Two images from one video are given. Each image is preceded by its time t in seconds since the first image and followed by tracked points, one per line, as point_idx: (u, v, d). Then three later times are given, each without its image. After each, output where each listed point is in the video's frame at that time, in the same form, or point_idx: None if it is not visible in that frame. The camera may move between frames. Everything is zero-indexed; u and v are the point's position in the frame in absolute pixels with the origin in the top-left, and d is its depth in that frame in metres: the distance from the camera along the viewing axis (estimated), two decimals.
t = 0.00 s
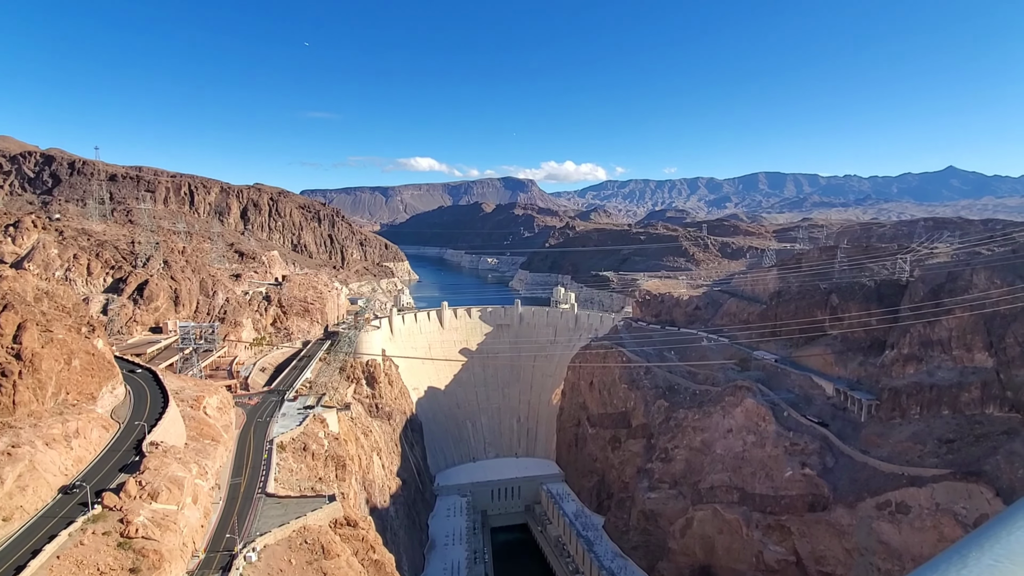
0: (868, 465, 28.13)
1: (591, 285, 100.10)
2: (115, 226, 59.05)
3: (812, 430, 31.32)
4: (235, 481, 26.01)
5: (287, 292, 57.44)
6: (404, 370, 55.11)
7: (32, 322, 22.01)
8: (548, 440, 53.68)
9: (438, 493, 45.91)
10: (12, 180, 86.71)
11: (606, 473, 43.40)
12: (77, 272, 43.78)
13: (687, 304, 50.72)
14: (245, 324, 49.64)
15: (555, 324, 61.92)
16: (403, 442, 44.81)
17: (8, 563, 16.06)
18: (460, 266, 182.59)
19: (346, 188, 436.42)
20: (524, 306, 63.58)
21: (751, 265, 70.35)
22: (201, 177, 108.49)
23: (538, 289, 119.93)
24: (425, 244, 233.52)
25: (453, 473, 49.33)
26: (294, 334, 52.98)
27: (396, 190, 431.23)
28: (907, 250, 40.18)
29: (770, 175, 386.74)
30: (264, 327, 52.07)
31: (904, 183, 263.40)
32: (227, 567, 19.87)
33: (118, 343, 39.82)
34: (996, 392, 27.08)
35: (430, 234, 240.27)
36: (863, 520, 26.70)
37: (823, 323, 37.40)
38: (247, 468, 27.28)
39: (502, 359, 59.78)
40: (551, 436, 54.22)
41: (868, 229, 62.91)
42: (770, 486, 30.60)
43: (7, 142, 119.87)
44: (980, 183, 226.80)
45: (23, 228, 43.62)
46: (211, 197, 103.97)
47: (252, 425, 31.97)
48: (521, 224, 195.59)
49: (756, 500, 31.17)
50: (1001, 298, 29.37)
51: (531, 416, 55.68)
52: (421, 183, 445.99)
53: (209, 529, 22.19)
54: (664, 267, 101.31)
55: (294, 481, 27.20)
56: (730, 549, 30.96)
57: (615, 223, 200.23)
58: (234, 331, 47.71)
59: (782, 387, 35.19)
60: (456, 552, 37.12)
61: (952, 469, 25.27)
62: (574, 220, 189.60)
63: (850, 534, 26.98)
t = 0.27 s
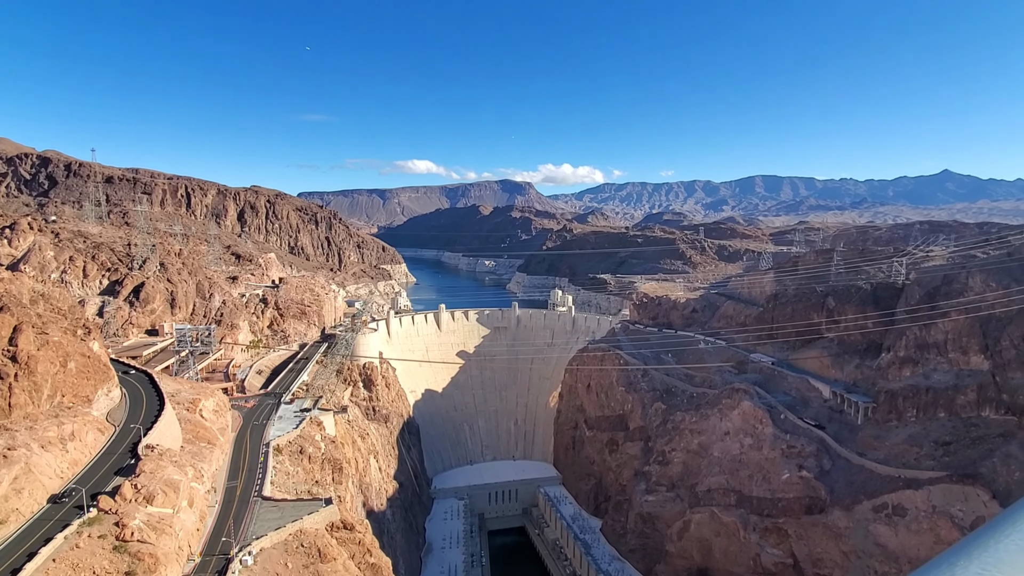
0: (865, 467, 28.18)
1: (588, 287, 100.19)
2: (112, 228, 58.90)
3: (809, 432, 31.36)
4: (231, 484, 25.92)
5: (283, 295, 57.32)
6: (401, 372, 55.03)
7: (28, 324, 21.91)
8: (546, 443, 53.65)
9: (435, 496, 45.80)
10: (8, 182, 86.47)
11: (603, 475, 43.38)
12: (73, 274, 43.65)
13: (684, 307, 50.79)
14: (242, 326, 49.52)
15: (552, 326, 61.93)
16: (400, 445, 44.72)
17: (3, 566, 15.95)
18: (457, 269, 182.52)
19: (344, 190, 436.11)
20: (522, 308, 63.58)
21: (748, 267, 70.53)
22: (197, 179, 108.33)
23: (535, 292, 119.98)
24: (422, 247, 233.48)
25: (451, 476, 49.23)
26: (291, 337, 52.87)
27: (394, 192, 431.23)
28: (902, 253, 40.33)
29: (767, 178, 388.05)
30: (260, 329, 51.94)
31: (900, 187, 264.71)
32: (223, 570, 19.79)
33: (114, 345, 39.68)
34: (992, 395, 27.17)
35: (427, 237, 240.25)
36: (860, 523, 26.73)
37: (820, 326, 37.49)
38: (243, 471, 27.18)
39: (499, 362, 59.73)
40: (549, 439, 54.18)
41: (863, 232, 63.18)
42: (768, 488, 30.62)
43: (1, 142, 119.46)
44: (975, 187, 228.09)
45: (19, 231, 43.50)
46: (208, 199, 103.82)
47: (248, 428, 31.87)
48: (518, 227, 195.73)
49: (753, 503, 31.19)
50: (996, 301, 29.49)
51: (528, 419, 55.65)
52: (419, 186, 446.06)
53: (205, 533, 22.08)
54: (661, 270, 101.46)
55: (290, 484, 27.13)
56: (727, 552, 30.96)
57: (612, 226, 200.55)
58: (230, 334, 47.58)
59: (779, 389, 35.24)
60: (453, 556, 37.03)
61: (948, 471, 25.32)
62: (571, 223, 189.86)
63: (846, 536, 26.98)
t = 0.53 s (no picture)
0: (857, 471, 28.30)
1: (582, 292, 100.31)
2: (103, 232, 58.55)
3: (802, 436, 31.48)
4: (222, 490, 25.72)
5: (276, 299, 57.05)
6: (394, 377, 54.84)
7: (18, 329, 21.72)
8: (540, 447, 53.57)
9: (429, 501, 45.61)
10: None
11: (597, 480, 43.36)
12: (63, 279, 43.34)
13: (678, 311, 50.91)
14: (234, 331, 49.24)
15: (546, 331, 61.90)
16: (394, 450, 44.54)
17: None
18: (451, 273, 182.27)
19: (337, 194, 435.37)
20: (516, 312, 63.58)
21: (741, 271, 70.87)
22: (190, 183, 107.89)
23: (529, 296, 120.03)
24: (416, 251, 233.20)
25: (444, 481, 49.04)
26: (283, 342, 52.63)
27: (387, 196, 430.97)
28: (893, 257, 40.62)
29: (759, 183, 390.61)
30: (252, 334, 51.67)
31: (890, 191, 267.19)
32: None
33: (103, 350, 39.36)
34: (982, 398, 27.34)
35: (421, 241, 240.06)
36: (853, 526, 26.81)
37: (812, 330, 37.68)
38: (235, 476, 26.97)
39: (493, 366, 59.64)
40: (543, 443, 54.10)
41: (855, 236, 63.62)
42: (761, 492, 30.68)
43: None
44: (964, 192, 230.52)
45: (8, 235, 43.16)
46: (200, 203, 103.39)
47: (240, 434, 31.64)
48: (512, 231, 195.96)
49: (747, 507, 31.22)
50: (985, 305, 29.73)
51: (522, 423, 55.56)
52: (413, 190, 445.94)
53: (196, 540, 21.87)
54: (655, 274, 101.77)
55: (282, 490, 26.95)
56: (721, 556, 30.96)
57: (606, 230, 201.06)
58: (222, 338, 47.30)
59: (772, 393, 35.36)
60: (447, 562, 36.88)
61: (940, 473, 25.47)
62: (565, 227, 190.23)
63: (840, 540, 27.03)
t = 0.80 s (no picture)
0: (840, 473, 28.70)
1: (568, 297, 100.70)
2: (82, 238, 57.70)
3: (785, 439, 31.85)
4: (204, 501, 25.38)
5: (259, 306, 56.56)
6: (380, 384, 54.51)
7: None
8: (527, 453, 53.58)
9: (415, 509, 45.35)
10: None
11: (585, 485, 43.47)
12: (39, 286, 42.62)
13: (663, 316, 51.33)
14: (216, 338, 48.73)
15: (533, 336, 62.02)
16: (380, 458, 44.28)
17: None
18: (438, 279, 181.93)
19: (322, 200, 432.93)
20: (502, 318, 63.62)
21: (724, 277, 71.62)
22: (171, 189, 106.70)
23: (516, 302, 120.16)
24: (402, 257, 232.52)
25: (431, 488, 48.81)
26: (267, 349, 52.16)
27: (373, 202, 429.53)
28: (872, 262, 41.37)
29: (742, 190, 395.74)
30: (235, 342, 51.14)
31: (869, 198, 272.32)
32: None
33: (81, 359, 38.73)
34: (960, 400, 27.91)
35: (407, 247, 239.44)
36: (836, 528, 27.16)
37: (794, 334, 38.20)
38: (217, 487, 26.63)
39: (480, 373, 59.56)
40: (530, 449, 54.11)
41: (835, 242, 64.70)
42: (746, 495, 30.98)
43: None
44: (940, 199, 235.63)
45: None
46: (181, 209, 102.30)
47: (222, 443, 31.27)
48: (498, 237, 196.28)
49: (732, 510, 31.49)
50: (961, 309, 30.40)
51: (509, 430, 55.53)
52: (398, 196, 445.01)
53: (176, 552, 21.54)
54: (640, 279, 102.48)
55: (266, 500, 26.66)
56: (707, 560, 31.17)
57: (592, 236, 202.06)
58: (204, 346, 46.76)
59: (756, 397, 35.74)
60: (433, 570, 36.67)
61: (920, 475, 25.92)
62: (551, 233, 190.84)
63: (823, 542, 27.36)
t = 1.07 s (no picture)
0: (815, 477, 29.20)
1: (548, 306, 101.11)
2: (47, 247, 56.25)
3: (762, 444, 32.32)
4: (174, 518, 24.79)
5: (233, 316, 55.67)
6: (358, 395, 53.80)
7: None
8: (507, 463, 53.47)
9: (394, 522, 44.84)
10: None
11: (565, 494, 43.51)
12: (2, 297, 41.38)
13: (641, 324, 51.83)
14: (188, 350, 47.79)
15: (512, 345, 62.06)
16: (358, 470, 43.78)
17: None
18: (416, 288, 181.11)
19: (299, 208, 428.55)
20: (481, 327, 63.58)
21: (701, 285, 72.67)
22: (142, 196, 104.86)
23: (496, 311, 120.15)
24: (380, 266, 231.06)
25: (410, 500, 48.33)
26: (240, 360, 51.36)
27: (351, 211, 426.66)
28: (842, 270, 42.43)
29: (717, 199, 402.68)
30: (208, 353, 50.19)
31: (839, 208, 279.51)
32: None
33: (46, 372, 37.61)
34: (928, 404, 28.66)
35: (385, 256, 238.04)
36: (812, 531, 27.58)
37: (769, 340, 38.89)
38: (188, 503, 26.02)
39: (459, 382, 59.30)
40: (510, 458, 53.98)
41: (807, 250, 66.20)
42: (725, 501, 31.32)
43: None
44: (906, 208, 242.92)
45: None
46: (152, 217, 100.61)
47: (193, 458, 30.61)
48: (477, 246, 196.40)
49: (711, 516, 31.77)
50: (927, 315, 31.31)
51: (489, 439, 55.36)
52: (377, 205, 442.79)
53: (146, 571, 21.00)
54: (619, 287, 103.35)
55: (239, 516, 26.16)
56: (687, 566, 31.37)
57: (570, 245, 203.40)
58: (175, 358, 45.78)
59: (733, 403, 36.23)
60: None
61: (891, 477, 26.52)
62: (530, 242, 191.59)
63: (800, 545, 27.75)
